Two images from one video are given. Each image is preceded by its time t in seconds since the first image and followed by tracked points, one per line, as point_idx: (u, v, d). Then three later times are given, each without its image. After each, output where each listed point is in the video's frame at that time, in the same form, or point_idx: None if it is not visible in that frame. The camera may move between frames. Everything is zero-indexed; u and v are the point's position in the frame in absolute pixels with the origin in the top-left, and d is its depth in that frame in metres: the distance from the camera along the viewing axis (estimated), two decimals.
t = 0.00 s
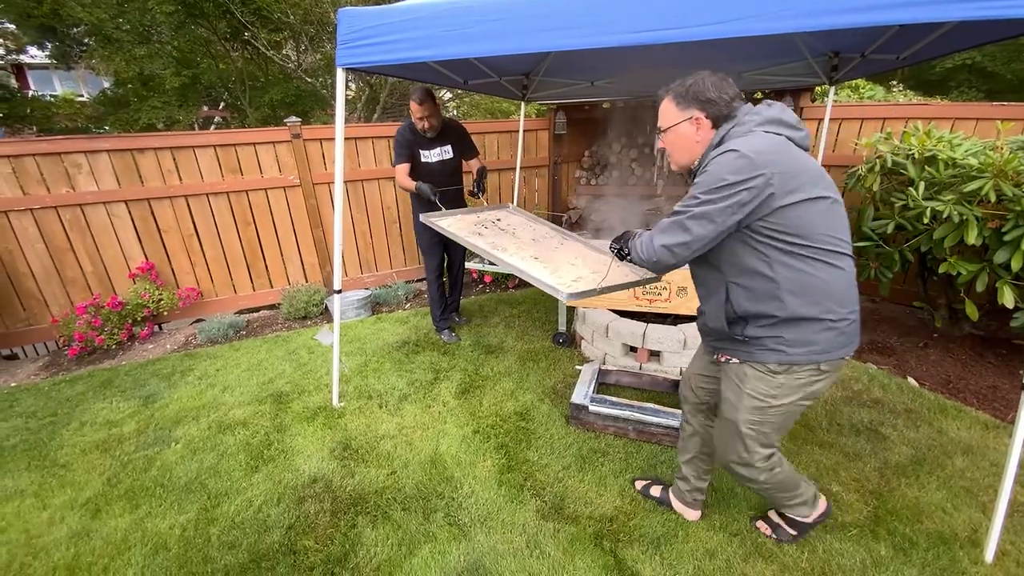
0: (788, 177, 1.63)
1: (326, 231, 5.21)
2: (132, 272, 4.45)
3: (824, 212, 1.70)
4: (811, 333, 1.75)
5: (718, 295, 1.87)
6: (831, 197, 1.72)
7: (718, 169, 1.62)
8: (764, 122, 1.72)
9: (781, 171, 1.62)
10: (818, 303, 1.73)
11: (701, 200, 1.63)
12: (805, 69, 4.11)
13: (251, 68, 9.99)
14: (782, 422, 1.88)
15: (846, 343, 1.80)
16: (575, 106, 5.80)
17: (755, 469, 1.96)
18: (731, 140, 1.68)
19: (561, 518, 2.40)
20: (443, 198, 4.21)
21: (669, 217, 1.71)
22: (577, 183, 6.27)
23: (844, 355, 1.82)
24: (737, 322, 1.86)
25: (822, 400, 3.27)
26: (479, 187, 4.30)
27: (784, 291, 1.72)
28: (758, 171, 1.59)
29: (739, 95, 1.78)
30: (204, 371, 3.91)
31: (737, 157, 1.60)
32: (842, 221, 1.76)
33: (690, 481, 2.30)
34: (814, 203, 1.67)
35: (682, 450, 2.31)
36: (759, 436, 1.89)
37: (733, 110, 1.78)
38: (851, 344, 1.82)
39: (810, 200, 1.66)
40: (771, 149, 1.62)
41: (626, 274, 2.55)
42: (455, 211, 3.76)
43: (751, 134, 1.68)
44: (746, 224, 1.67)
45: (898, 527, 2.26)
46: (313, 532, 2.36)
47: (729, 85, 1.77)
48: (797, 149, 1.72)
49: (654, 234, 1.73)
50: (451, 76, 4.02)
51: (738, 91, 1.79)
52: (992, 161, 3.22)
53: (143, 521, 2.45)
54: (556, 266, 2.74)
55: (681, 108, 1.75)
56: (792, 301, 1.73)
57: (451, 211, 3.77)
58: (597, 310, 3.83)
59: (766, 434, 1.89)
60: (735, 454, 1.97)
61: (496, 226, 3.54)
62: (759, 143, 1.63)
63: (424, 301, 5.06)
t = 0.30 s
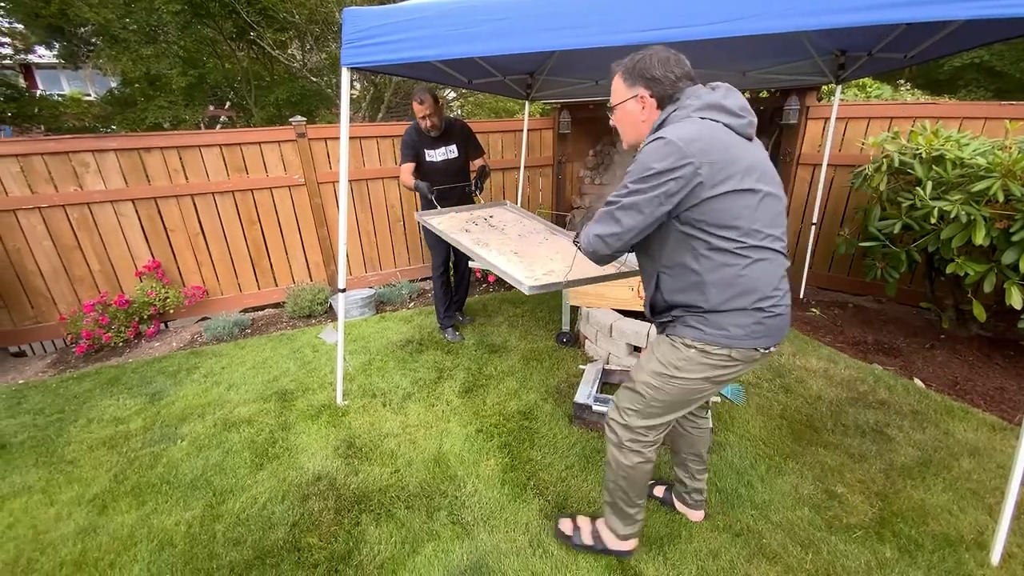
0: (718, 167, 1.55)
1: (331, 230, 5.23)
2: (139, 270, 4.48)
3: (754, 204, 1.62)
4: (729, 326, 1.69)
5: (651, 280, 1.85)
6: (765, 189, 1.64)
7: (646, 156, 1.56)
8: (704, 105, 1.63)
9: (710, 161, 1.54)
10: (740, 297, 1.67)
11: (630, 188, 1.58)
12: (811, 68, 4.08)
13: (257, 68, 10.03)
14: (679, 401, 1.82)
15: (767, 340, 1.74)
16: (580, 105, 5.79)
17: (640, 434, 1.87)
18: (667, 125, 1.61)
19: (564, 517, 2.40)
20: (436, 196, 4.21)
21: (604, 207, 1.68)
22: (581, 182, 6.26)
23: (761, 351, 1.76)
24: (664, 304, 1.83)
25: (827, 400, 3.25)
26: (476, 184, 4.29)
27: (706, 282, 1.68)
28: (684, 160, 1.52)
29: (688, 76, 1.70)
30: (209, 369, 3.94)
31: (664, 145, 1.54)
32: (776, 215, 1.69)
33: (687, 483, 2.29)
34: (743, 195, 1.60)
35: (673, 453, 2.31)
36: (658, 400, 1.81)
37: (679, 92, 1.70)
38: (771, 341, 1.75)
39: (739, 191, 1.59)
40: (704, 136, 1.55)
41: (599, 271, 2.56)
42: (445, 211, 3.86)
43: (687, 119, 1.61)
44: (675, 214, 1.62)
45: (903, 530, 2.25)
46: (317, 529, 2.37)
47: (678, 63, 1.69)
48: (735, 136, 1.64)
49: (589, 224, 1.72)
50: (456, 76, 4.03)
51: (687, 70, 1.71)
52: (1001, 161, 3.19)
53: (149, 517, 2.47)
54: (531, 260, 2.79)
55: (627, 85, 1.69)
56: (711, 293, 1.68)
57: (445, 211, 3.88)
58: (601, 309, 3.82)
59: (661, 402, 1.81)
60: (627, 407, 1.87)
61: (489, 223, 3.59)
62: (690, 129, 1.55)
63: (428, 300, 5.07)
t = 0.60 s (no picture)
0: (620, 172, 1.49)
1: (334, 230, 5.24)
2: (145, 269, 4.51)
3: (654, 213, 1.53)
4: (623, 336, 1.63)
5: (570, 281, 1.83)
6: (671, 199, 1.54)
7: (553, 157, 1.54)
8: (624, 102, 1.56)
9: (609, 167, 1.49)
10: (634, 305, 1.61)
11: (540, 190, 1.58)
12: (816, 67, 4.06)
13: (261, 68, 10.07)
14: (595, 409, 1.76)
15: (666, 354, 1.65)
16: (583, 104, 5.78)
17: (567, 446, 1.84)
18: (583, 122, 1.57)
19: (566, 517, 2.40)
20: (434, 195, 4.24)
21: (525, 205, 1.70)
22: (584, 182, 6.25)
23: (661, 363, 1.68)
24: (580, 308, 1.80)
25: (831, 401, 3.24)
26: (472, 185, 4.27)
27: (606, 288, 1.64)
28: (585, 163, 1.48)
29: (623, 64, 1.60)
30: (214, 368, 3.95)
31: (569, 145, 1.50)
32: (686, 223, 1.58)
33: (673, 483, 2.29)
34: (641, 203, 1.52)
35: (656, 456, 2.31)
36: (569, 410, 1.79)
37: (611, 84, 1.62)
38: (672, 354, 1.66)
39: (638, 200, 1.52)
40: (608, 139, 1.49)
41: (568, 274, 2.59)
42: (440, 208, 3.90)
43: (600, 118, 1.55)
44: (582, 217, 1.59)
45: (907, 531, 2.24)
46: (320, 527, 2.38)
47: (613, 49, 1.60)
48: (648, 138, 1.54)
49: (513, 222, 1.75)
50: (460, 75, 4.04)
51: (622, 58, 1.60)
52: (1007, 161, 3.18)
53: (154, 514, 2.48)
54: (504, 260, 2.82)
55: (561, 72, 1.65)
56: (607, 298, 1.65)
57: (439, 207, 3.93)
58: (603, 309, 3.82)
59: (576, 413, 1.77)
60: (552, 421, 1.87)
61: (477, 220, 3.63)
62: (594, 131, 1.50)
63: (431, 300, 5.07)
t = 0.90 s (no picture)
0: (528, 164, 1.49)
1: (340, 229, 5.26)
2: (153, 267, 4.55)
3: (561, 207, 1.51)
4: (535, 329, 1.64)
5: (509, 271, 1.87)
6: (579, 194, 1.50)
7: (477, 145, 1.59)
8: (550, 89, 1.53)
9: (517, 159, 1.50)
10: (544, 300, 1.61)
11: (466, 177, 1.64)
12: (824, 65, 4.04)
13: (267, 67, 10.15)
14: (544, 411, 1.75)
15: (577, 354, 1.61)
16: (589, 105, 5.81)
17: (533, 455, 1.86)
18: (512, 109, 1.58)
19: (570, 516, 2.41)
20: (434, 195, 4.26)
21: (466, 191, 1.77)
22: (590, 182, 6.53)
23: (581, 365, 1.63)
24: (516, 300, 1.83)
25: (837, 401, 3.22)
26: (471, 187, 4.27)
27: (523, 280, 1.66)
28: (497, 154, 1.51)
29: (560, 47, 1.57)
30: (220, 365, 3.98)
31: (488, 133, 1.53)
32: (598, 220, 1.53)
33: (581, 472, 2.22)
34: (548, 196, 1.51)
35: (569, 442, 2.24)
36: (523, 419, 1.82)
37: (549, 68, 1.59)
38: (588, 354, 1.61)
39: (545, 192, 1.51)
40: (521, 129, 1.49)
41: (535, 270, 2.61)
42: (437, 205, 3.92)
43: (523, 107, 1.57)
44: (504, 206, 1.63)
45: (914, 533, 2.23)
46: (325, 524, 2.40)
47: (552, 32, 1.58)
48: (564, 129, 1.51)
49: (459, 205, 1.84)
50: (465, 74, 4.05)
51: (559, 42, 1.57)
52: (1017, 160, 3.14)
53: (162, 509, 2.51)
54: (481, 256, 2.85)
55: (505, 55, 1.66)
56: (523, 288, 1.67)
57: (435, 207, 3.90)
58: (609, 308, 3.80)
59: (528, 418, 1.79)
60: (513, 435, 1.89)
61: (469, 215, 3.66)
62: (510, 121, 1.51)
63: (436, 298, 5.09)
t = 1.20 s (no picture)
0: (481, 160, 1.54)
1: (351, 226, 5.30)
2: (168, 263, 4.63)
3: (509, 204, 1.56)
4: (484, 319, 1.70)
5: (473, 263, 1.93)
6: (526, 193, 1.53)
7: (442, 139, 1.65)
8: (512, 89, 1.56)
9: (473, 154, 1.54)
10: (492, 291, 1.66)
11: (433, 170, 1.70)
12: (840, 61, 3.98)
13: (280, 66, 10.26)
14: (511, 396, 1.81)
15: (519, 347, 1.65)
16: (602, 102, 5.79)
17: (506, 442, 1.92)
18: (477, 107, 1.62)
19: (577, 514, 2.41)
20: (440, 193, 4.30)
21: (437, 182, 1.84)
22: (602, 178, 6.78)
23: (525, 359, 1.67)
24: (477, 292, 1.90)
25: (850, 404, 3.18)
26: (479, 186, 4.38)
27: (477, 272, 1.72)
28: (454, 148, 1.56)
29: (528, 47, 1.59)
30: (233, 360, 4.04)
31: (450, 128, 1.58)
32: (544, 220, 1.56)
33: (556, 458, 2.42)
34: (498, 193, 1.56)
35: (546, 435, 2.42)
36: (492, 408, 1.90)
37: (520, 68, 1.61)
38: (530, 350, 1.65)
39: (496, 189, 1.55)
40: (478, 126, 1.53)
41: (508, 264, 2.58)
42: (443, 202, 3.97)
43: (486, 105, 1.60)
44: (463, 199, 1.68)
45: (927, 537, 2.20)
46: (335, 517, 2.43)
47: (521, 32, 1.61)
48: (520, 129, 1.54)
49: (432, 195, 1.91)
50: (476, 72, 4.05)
51: (527, 42, 1.59)
52: None
53: (177, 500, 2.56)
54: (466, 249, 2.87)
55: (481, 54, 1.70)
56: (475, 278, 1.73)
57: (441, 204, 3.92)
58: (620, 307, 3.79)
59: (498, 405, 1.86)
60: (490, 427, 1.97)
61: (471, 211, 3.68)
62: (469, 117, 1.55)
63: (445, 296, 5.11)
